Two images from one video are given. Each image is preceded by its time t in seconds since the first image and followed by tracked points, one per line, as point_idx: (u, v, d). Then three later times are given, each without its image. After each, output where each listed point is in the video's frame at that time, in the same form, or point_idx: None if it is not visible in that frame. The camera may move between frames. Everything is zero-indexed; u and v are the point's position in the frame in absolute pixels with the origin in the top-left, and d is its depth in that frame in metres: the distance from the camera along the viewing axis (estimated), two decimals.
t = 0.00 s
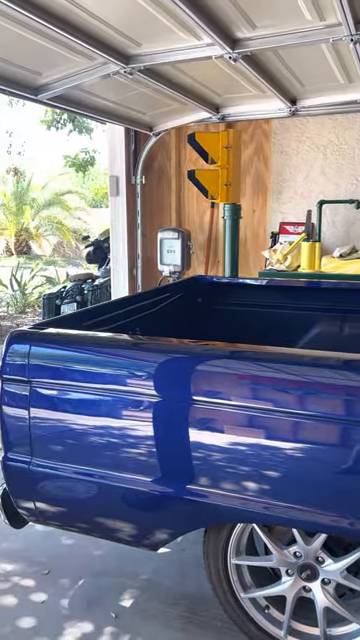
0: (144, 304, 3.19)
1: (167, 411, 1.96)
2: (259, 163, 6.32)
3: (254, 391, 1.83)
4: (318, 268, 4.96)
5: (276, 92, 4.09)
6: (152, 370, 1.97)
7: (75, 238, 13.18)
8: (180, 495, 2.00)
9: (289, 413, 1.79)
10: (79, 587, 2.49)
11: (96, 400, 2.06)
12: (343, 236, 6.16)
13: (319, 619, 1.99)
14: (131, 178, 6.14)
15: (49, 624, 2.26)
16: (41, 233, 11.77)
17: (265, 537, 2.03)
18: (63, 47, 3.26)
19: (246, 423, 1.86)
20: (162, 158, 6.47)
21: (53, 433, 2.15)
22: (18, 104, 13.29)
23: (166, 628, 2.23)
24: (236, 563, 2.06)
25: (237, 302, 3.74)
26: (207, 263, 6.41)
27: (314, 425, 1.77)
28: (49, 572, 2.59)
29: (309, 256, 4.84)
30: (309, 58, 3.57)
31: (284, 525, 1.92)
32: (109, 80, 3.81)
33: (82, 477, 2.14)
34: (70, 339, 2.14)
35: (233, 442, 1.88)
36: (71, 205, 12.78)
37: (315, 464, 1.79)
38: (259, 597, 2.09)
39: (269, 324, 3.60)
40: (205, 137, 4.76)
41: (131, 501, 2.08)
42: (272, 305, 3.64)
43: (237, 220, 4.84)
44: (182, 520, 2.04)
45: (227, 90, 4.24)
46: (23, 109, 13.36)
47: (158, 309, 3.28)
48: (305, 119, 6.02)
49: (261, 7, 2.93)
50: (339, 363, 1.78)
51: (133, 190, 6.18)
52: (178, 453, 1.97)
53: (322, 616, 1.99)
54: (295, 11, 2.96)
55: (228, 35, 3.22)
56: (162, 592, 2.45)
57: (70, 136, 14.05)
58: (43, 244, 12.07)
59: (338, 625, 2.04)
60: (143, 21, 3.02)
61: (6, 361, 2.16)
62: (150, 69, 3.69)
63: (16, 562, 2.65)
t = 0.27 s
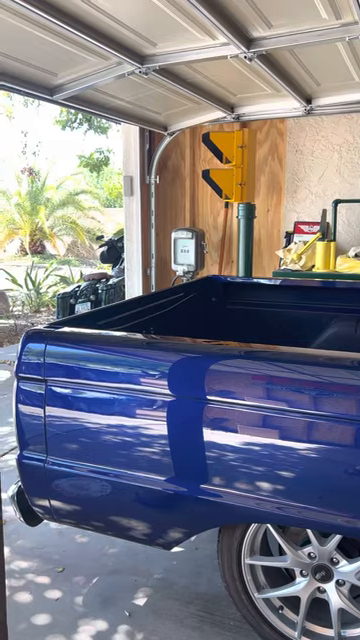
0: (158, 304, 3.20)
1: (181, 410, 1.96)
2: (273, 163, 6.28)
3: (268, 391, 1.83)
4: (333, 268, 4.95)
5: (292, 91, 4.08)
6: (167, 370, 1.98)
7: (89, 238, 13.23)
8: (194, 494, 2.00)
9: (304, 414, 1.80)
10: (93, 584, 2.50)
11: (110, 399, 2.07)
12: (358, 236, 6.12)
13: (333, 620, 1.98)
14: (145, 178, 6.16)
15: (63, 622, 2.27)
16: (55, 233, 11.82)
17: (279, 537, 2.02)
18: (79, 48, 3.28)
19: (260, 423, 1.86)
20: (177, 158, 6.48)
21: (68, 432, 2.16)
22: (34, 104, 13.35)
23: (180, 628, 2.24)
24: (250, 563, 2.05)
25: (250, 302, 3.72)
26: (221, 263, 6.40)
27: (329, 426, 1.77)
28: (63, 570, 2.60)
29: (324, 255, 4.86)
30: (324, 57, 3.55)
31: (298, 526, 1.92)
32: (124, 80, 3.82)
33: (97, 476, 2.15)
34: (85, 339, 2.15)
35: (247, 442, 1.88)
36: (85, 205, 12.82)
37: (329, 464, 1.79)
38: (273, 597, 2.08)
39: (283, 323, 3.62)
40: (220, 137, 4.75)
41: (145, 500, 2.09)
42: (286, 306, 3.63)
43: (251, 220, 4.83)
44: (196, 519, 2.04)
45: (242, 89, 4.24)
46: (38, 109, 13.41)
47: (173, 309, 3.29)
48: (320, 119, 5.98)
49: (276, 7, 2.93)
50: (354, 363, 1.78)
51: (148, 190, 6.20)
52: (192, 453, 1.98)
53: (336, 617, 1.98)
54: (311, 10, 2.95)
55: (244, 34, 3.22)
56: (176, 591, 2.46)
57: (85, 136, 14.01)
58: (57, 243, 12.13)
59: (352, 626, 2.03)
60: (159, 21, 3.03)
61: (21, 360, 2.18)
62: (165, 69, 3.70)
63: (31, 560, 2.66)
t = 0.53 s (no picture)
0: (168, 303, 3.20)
1: (192, 409, 1.97)
2: (285, 161, 6.24)
3: (279, 390, 1.83)
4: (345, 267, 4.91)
5: (303, 89, 4.06)
6: (178, 369, 1.98)
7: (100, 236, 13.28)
8: (205, 493, 1.99)
9: (314, 413, 1.79)
10: (104, 582, 2.51)
11: (121, 397, 2.08)
12: None
13: (344, 620, 1.97)
14: (156, 177, 6.16)
15: (74, 619, 2.28)
16: (66, 232, 11.85)
17: (289, 537, 2.02)
18: (91, 47, 3.28)
19: (271, 423, 1.86)
20: (188, 157, 6.48)
21: (79, 430, 2.16)
22: (45, 103, 13.35)
23: (190, 627, 2.24)
24: (260, 563, 2.05)
25: (261, 301, 3.71)
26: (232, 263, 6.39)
27: (340, 426, 1.76)
28: (74, 567, 2.61)
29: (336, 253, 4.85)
30: (337, 54, 3.53)
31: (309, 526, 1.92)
32: (136, 79, 3.82)
33: (107, 474, 2.15)
34: (96, 337, 2.16)
35: (258, 441, 1.88)
36: (96, 204, 12.83)
37: (340, 465, 1.78)
38: (283, 597, 2.08)
39: (295, 321, 3.61)
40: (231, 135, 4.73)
41: (156, 498, 2.09)
42: (297, 305, 3.62)
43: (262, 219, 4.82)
44: (206, 518, 2.04)
45: (254, 88, 4.23)
46: (49, 109, 13.45)
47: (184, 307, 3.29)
48: (332, 117, 5.93)
49: (289, 5, 2.92)
50: None
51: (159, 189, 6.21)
52: (202, 452, 1.98)
53: (347, 618, 1.97)
54: (324, 8, 2.93)
55: (256, 32, 3.21)
56: (186, 590, 2.46)
57: (101, 133, 14.16)
58: (68, 242, 12.16)
59: None
60: (171, 19, 3.02)
61: (33, 358, 2.20)
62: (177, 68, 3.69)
63: (42, 557, 2.68)
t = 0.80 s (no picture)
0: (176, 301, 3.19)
1: (199, 408, 1.97)
2: (293, 160, 6.18)
3: (287, 389, 1.84)
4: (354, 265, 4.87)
5: (313, 87, 4.04)
6: (185, 367, 1.98)
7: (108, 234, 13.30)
8: (213, 492, 1.99)
9: (323, 412, 1.80)
10: (112, 580, 2.51)
11: (128, 395, 2.08)
12: None
13: (353, 620, 1.96)
14: (165, 175, 6.15)
15: (83, 617, 2.28)
16: (74, 230, 11.90)
17: (298, 536, 2.01)
18: (100, 45, 3.29)
19: (279, 422, 1.86)
20: (196, 155, 6.47)
21: (87, 428, 2.17)
22: (53, 102, 13.42)
23: (198, 625, 2.24)
24: (269, 562, 2.05)
25: (269, 298, 3.72)
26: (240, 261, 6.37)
27: (348, 425, 1.77)
28: (82, 565, 2.62)
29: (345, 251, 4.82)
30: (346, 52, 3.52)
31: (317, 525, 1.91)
32: (145, 77, 3.82)
33: (116, 472, 2.15)
34: (104, 335, 2.16)
35: (266, 440, 1.88)
36: (104, 202, 12.85)
37: (349, 464, 1.78)
38: (292, 596, 2.07)
39: (303, 319, 3.60)
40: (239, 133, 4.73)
41: (164, 497, 2.09)
42: (305, 303, 3.63)
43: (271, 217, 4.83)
44: (214, 517, 2.04)
45: (262, 86, 4.22)
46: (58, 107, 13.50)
47: (192, 306, 3.29)
48: (341, 115, 5.88)
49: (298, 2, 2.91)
50: None
51: (167, 188, 6.20)
52: (210, 451, 1.98)
53: (356, 617, 1.96)
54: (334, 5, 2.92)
55: (265, 29, 3.20)
56: (194, 588, 2.46)
57: (108, 131, 14.23)
58: (76, 240, 12.18)
59: None
60: (180, 17, 3.02)
61: (41, 356, 2.20)
62: (186, 66, 3.69)
63: (51, 554, 2.68)
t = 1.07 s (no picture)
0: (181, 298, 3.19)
1: (205, 405, 1.96)
2: (299, 157, 6.15)
3: (292, 387, 1.84)
4: None
5: (319, 83, 4.02)
6: (191, 365, 1.98)
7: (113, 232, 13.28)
8: (218, 489, 1.99)
9: (328, 410, 1.79)
10: (117, 577, 2.52)
11: (133, 393, 2.08)
12: None
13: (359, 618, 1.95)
14: (170, 172, 6.14)
15: (89, 613, 2.29)
16: (79, 227, 11.90)
17: (304, 534, 2.01)
18: (106, 42, 3.28)
19: (283, 419, 1.86)
20: (201, 152, 6.46)
21: (93, 425, 2.17)
22: (58, 100, 13.44)
23: (204, 622, 2.24)
24: (275, 559, 2.05)
25: (275, 296, 3.73)
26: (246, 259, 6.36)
27: (352, 422, 1.76)
28: (88, 562, 2.62)
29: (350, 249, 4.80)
30: (353, 48, 3.50)
31: (323, 523, 1.91)
32: (151, 73, 3.81)
33: (121, 469, 2.15)
34: (109, 332, 2.16)
35: (271, 437, 1.88)
36: (109, 199, 12.84)
37: (354, 462, 1.78)
38: (298, 594, 2.07)
39: (309, 316, 3.58)
40: (245, 130, 4.70)
41: (169, 494, 2.09)
42: (310, 300, 3.63)
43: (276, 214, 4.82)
44: (220, 514, 2.04)
45: (268, 83, 4.21)
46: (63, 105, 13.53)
47: (198, 303, 3.29)
48: (348, 112, 5.85)
49: None
50: None
51: (172, 185, 6.18)
52: (215, 448, 1.98)
53: None
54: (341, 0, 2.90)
55: (272, 26, 3.18)
56: (200, 585, 2.46)
57: (112, 128, 14.27)
58: (81, 237, 12.18)
59: None
60: (186, 13, 3.01)
61: (47, 353, 2.20)
62: (192, 62, 3.68)
63: (57, 551, 2.69)
